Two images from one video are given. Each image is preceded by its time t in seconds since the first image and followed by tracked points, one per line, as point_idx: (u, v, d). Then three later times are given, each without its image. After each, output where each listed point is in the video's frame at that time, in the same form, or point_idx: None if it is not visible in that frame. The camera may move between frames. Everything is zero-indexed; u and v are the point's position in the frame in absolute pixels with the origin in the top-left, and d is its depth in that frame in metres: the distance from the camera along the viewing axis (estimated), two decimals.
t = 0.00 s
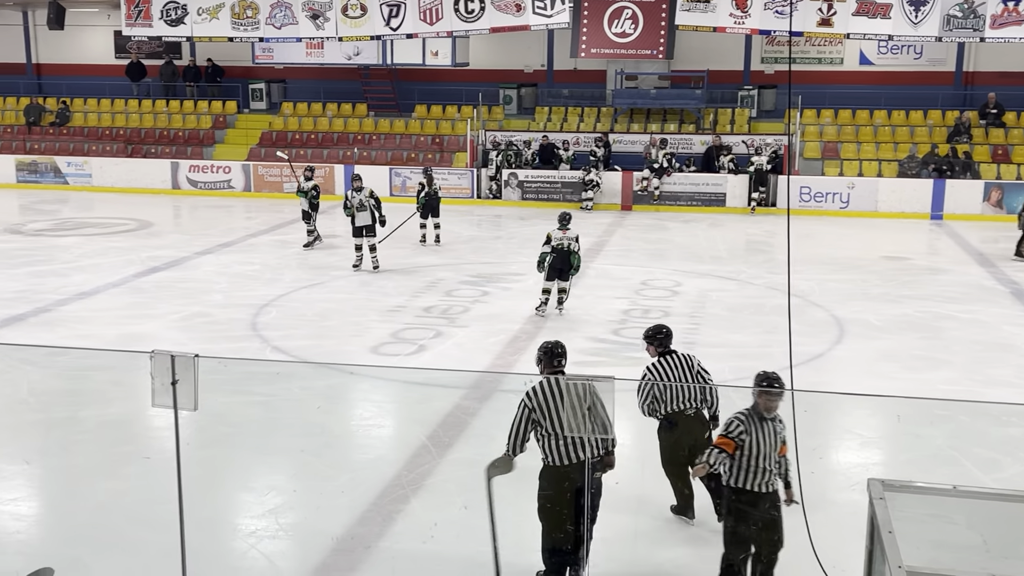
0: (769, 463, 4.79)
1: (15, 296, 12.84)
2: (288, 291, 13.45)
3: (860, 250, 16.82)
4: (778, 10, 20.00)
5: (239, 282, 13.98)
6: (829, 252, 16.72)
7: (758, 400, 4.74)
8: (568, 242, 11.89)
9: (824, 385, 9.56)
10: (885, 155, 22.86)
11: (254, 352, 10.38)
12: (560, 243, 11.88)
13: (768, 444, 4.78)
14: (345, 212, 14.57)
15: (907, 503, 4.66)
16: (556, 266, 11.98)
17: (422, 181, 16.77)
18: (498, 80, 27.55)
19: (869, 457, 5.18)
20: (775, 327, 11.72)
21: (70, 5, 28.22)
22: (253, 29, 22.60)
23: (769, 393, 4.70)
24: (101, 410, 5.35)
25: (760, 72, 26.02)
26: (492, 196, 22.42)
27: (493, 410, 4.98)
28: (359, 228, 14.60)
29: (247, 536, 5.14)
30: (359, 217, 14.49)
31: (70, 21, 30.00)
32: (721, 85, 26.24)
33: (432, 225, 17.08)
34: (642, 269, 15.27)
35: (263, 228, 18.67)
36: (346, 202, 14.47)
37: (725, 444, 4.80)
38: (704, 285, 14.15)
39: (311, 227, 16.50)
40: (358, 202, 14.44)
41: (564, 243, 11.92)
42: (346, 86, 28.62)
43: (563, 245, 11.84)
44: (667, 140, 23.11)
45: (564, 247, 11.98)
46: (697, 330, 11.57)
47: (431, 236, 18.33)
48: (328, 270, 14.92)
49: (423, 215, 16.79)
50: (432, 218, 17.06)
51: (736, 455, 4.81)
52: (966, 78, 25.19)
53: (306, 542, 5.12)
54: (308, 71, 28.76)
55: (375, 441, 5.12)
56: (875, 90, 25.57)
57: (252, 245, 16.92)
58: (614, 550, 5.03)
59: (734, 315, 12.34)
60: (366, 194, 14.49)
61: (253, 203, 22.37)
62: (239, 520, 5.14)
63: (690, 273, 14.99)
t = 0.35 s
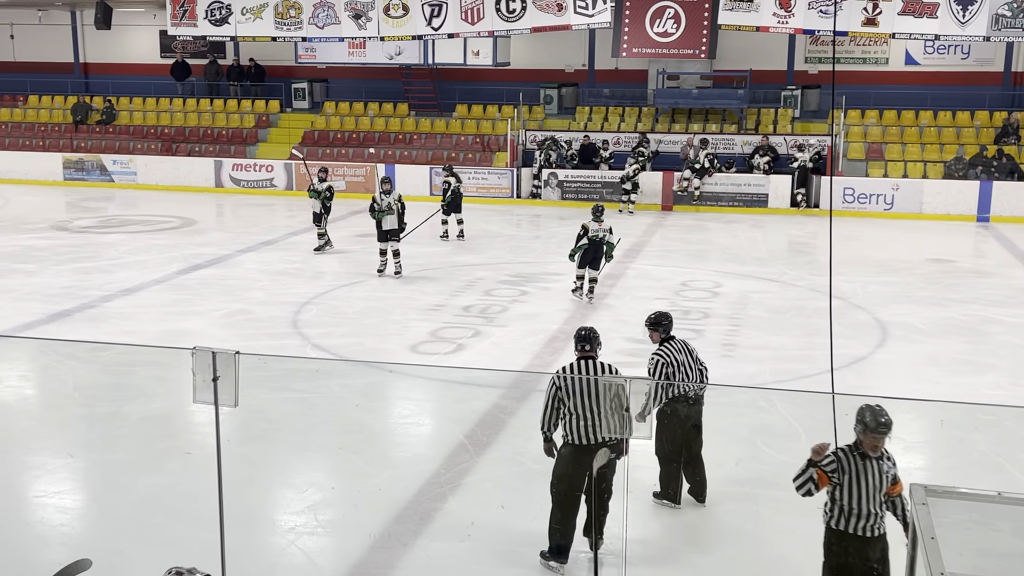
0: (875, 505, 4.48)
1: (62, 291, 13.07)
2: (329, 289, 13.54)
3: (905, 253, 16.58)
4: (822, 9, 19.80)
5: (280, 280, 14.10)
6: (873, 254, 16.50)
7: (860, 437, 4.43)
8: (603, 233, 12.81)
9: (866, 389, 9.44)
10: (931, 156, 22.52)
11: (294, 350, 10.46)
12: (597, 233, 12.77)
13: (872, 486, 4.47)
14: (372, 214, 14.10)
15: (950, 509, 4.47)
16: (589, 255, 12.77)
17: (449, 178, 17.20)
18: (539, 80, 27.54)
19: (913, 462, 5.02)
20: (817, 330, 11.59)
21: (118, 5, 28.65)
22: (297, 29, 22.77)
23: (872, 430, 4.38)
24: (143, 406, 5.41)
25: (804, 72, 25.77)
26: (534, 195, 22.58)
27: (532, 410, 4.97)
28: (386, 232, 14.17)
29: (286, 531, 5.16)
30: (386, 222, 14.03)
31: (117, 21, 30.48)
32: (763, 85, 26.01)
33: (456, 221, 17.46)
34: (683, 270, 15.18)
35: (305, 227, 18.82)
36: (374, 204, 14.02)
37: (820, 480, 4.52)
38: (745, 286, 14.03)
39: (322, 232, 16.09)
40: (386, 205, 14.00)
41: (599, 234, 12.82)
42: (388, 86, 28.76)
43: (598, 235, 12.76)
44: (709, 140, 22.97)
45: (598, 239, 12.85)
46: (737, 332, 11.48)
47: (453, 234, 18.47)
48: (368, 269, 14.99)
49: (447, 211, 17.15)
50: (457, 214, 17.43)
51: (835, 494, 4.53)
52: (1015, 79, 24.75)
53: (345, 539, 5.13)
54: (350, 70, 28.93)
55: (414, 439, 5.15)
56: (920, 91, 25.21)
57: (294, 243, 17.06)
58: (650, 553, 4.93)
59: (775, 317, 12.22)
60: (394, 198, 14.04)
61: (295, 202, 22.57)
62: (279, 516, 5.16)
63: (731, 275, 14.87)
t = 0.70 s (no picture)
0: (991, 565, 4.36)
1: (116, 287, 13.32)
2: (376, 288, 13.65)
3: (960, 256, 16.27)
4: (876, 9, 19.50)
5: (329, 278, 14.23)
6: (927, 257, 16.22)
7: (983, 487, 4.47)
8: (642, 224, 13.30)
9: (917, 394, 9.28)
10: (987, 158, 22.09)
11: (342, 348, 10.56)
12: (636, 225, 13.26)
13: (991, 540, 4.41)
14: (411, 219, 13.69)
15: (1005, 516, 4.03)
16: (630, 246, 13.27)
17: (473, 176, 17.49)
18: (588, 80, 27.49)
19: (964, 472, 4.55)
20: (868, 333, 11.43)
21: (173, 5, 29.14)
22: (348, 28, 22.89)
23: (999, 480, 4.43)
24: (193, 401, 5.35)
25: (857, 72, 25.42)
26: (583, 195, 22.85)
27: (577, 410, 4.90)
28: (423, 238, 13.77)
29: (332, 527, 5.20)
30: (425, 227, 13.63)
31: (172, 21, 30.96)
32: (815, 85, 25.70)
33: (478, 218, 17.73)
34: (731, 272, 15.05)
35: (353, 225, 18.97)
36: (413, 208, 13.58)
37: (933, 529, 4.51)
38: (795, 288, 13.87)
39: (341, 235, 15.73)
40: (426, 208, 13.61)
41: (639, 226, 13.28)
42: (437, 85, 28.89)
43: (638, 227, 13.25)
44: (758, 141, 22.76)
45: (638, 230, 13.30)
46: (787, 334, 11.36)
47: (482, 233, 18.51)
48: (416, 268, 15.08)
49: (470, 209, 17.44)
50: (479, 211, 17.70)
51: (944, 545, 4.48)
52: None
53: (391, 536, 5.18)
54: (400, 70, 29.11)
55: (460, 438, 5.08)
56: (976, 91, 24.73)
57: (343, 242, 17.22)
58: (695, 553, 4.96)
59: (825, 320, 12.08)
60: (434, 202, 13.70)
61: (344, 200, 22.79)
62: (326, 512, 5.19)
63: (781, 277, 14.71)
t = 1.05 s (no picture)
0: None
1: (178, 283, 13.60)
2: (432, 286, 13.74)
3: None
4: (942, 7, 19.06)
5: (386, 276, 14.36)
6: (994, 261, 15.82)
7: None
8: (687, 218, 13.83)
9: (981, 400, 9.09)
10: None
11: (398, 345, 10.66)
12: (681, 218, 13.79)
13: None
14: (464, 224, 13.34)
15: None
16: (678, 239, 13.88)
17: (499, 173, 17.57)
18: (647, 79, 27.34)
19: None
20: (930, 337, 11.21)
21: (236, 6, 29.64)
22: (407, 29, 23.12)
23: None
24: (253, 396, 5.55)
25: (922, 72, 24.92)
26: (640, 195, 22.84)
27: (631, 412, 4.91)
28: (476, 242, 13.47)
29: (387, 523, 5.25)
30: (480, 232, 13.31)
31: (235, 21, 31.46)
32: (879, 85, 25.26)
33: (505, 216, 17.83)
34: (790, 273, 14.87)
35: (411, 224, 19.12)
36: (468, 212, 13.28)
37: None
38: (855, 291, 13.66)
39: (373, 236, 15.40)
40: (481, 213, 13.28)
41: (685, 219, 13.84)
42: (495, 85, 28.98)
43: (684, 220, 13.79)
44: (819, 141, 22.46)
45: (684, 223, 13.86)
46: (846, 337, 11.19)
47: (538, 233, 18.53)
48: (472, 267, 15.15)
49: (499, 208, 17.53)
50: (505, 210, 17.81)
51: None
52: None
53: (445, 532, 5.22)
54: (458, 70, 29.25)
55: (513, 436, 5.11)
56: None
57: (400, 240, 17.36)
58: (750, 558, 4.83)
59: (886, 323, 11.87)
60: (488, 206, 13.42)
61: (402, 199, 22.97)
62: (381, 508, 5.24)
63: (841, 279, 14.50)
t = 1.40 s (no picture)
0: None
1: (246, 279, 13.84)
2: (495, 285, 13.79)
3: None
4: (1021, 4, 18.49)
5: (450, 274, 14.45)
6: None
7: None
8: (735, 209, 14.77)
9: None
10: None
11: (460, 344, 10.71)
12: (729, 209, 14.73)
13: None
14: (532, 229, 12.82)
15: None
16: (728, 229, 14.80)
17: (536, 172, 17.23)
18: (714, 78, 27.03)
19: None
20: (1004, 343, 10.92)
21: (306, 5, 30.07)
22: (473, 28, 23.20)
23: None
24: (316, 392, 5.58)
25: (998, 71, 24.27)
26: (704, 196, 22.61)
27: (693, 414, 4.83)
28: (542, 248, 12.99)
29: (448, 521, 5.28)
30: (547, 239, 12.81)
31: (304, 21, 31.90)
32: (953, 84, 24.66)
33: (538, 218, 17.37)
34: (859, 276, 14.60)
35: (475, 223, 19.20)
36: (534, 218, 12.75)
37: None
38: (926, 295, 13.37)
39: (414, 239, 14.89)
40: (549, 217, 12.80)
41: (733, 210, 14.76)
42: (560, 84, 28.95)
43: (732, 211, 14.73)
44: (891, 142, 21.99)
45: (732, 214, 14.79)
46: (916, 342, 10.96)
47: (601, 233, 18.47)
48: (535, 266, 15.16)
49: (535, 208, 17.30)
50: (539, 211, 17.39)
51: None
52: None
53: (505, 530, 5.24)
54: (524, 69, 29.28)
55: (574, 437, 5.10)
56: None
57: (463, 238, 17.45)
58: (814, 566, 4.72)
59: (958, 328, 11.60)
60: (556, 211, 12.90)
61: (466, 198, 23.08)
62: (442, 505, 5.27)
63: (911, 282, 14.19)
